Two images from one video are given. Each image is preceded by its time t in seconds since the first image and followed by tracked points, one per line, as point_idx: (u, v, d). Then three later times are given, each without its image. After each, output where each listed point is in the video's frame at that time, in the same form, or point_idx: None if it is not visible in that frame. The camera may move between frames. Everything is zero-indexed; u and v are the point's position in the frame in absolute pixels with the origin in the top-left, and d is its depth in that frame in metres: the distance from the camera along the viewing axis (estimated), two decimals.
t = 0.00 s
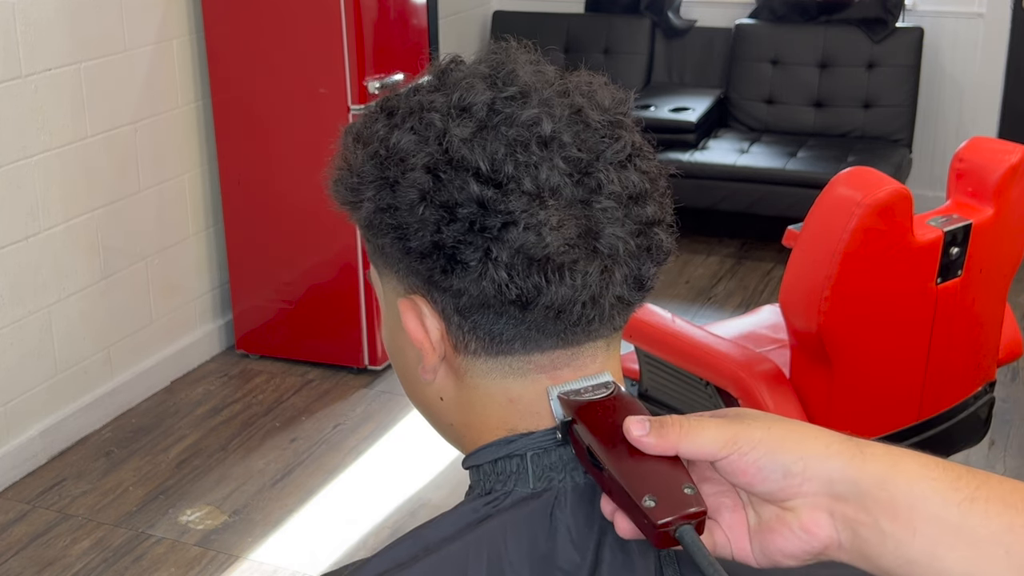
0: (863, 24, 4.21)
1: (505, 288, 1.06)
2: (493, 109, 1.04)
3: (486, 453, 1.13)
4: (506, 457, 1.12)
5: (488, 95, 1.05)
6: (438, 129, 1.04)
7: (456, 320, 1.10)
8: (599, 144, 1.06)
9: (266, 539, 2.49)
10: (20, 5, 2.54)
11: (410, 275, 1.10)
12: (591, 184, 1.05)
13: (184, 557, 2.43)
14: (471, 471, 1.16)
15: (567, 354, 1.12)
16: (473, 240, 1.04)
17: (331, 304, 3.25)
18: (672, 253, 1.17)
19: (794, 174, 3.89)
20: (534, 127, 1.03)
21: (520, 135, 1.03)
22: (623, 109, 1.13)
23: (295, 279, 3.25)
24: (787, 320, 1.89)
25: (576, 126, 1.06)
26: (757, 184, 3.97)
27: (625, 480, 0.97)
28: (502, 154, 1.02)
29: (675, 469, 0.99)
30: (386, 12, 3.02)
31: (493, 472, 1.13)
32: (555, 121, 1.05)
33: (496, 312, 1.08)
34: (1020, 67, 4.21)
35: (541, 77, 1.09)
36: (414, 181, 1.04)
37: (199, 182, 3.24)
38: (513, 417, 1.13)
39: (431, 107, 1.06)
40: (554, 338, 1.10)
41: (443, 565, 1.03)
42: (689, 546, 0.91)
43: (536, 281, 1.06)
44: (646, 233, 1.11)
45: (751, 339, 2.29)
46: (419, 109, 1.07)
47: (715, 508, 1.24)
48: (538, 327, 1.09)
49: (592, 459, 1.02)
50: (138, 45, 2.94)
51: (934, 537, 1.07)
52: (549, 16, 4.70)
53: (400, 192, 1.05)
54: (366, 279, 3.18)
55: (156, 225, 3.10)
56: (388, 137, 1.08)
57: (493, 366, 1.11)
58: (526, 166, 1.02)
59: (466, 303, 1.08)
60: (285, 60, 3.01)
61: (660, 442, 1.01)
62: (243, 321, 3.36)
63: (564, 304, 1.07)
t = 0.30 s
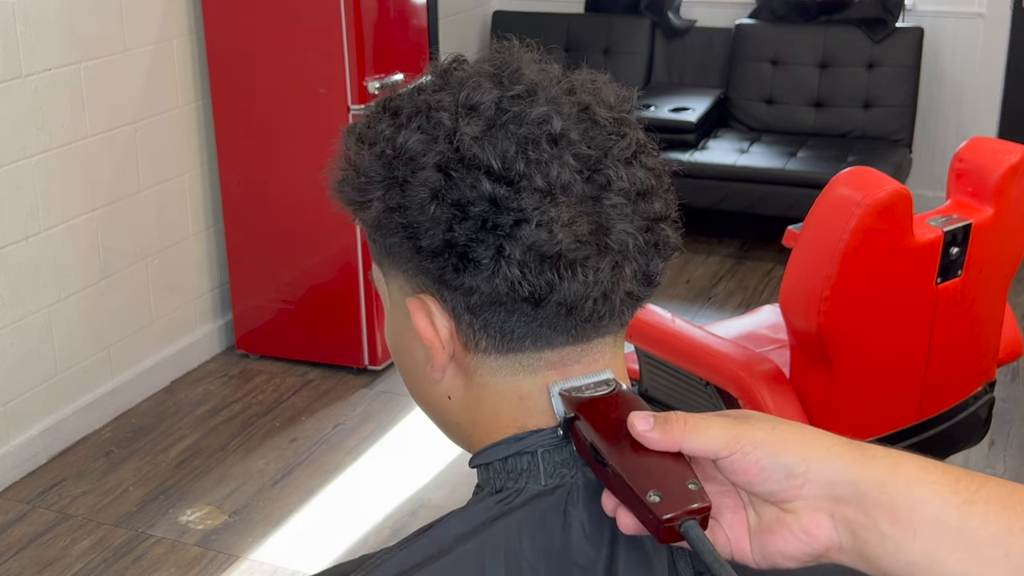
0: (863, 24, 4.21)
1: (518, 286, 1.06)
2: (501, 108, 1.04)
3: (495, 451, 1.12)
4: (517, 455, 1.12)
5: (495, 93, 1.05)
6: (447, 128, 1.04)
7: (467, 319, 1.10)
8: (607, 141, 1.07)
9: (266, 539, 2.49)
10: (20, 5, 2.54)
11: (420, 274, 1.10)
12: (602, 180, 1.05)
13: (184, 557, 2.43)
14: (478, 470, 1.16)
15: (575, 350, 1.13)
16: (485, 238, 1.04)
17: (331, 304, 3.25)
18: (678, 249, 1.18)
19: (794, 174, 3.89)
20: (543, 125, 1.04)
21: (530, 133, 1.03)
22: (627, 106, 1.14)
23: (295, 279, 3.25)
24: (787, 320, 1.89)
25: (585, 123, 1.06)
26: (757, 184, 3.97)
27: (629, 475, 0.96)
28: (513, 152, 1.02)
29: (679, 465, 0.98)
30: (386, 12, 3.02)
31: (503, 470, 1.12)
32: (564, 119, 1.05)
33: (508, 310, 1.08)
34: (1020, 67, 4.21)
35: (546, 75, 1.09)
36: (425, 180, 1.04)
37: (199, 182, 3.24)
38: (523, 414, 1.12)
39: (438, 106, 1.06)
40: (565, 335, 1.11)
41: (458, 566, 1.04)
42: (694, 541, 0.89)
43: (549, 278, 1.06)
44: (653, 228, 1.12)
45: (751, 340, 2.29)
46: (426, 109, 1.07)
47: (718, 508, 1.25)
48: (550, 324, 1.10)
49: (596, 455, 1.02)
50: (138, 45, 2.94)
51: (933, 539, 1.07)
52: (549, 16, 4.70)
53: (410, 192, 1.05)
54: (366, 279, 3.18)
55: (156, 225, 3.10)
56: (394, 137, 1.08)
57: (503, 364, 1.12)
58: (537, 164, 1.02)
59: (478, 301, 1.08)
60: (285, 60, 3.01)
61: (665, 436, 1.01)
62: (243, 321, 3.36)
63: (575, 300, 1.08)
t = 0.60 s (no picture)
0: (863, 24, 4.21)
1: (534, 283, 1.07)
2: (512, 106, 1.05)
3: (507, 449, 1.13)
4: (529, 452, 1.12)
5: (504, 92, 1.06)
6: (459, 127, 1.04)
7: (480, 318, 1.10)
8: (617, 137, 1.08)
9: (266, 539, 2.49)
10: (20, 5, 2.54)
11: (432, 274, 1.10)
12: (614, 176, 1.06)
13: (184, 557, 2.43)
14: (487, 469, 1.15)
15: (586, 346, 1.14)
16: (500, 236, 1.04)
17: (331, 304, 3.25)
18: (685, 244, 1.19)
19: (794, 174, 3.89)
20: (556, 123, 1.04)
21: (542, 131, 1.04)
22: (632, 104, 1.15)
23: (295, 279, 3.25)
24: (787, 320, 1.89)
25: (595, 121, 1.07)
26: (757, 184, 3.97)
27: (636, 469, 0.97)
28: (527, 150, 1.02)
29: (685, 460, 0.99)
30: (386, 12, 3.02)
31: (516, 467, 1.12)
32: (575, 117, 1.06)
33: (523, 307, 1.08)
34: (1020, 66, 4.21)
35: (553, 73, 1.10)
36: (438, 179, 1.04)
37: (199, 182, 3.24)
38: (535, 411, 1.13)
39: (447, 105, 1.06)
40: (577, 331, 1.12)
41: (481, 566, 1.04)
42: (700, 539, 0.91)
43: (564, 274, 1.06)
44: (663, 223, 1.13)
45: (751, 339, 2.29)
46: (435, 108, 1.07)
47: (723, 504, 1.24)
48: (564, 320, 1.10)
49: (602, 447, 1.02)
50: (138, 46, 2.94)
51: (939, 539, 1.07)
52: (550, 16, 4.70)
53: (423, 191, 1.05)
54: (366, 278, 3.19)
55: (156, 225, 3.10)
56: (403, 137, 1.08)
57: (515, 362, 1.12)
58: (550, 161, 1.03)
59: (492, 299, 1.08)
60: (286, 60, 3.01)
61: (673, 432, 1.01)
62: (244, 321, 3.36)
63: (590, 296, 1.08)
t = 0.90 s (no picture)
0: (863, 24, 4.21)
1: (549, 280, 1.08)
2: (521, 105, 1.05)
3: (519, 446, 1.13)
4: (542, 449, 1.12)
5: (513, 90, 1.06)
6: (469, 126, 1.04)
7: (493, 316, 1.11)
8: (625, 134, 1.09)
9: (266, 540, 2.49)
10: (20, 5, 2.54)
11: (443, 272, 1.11)
12: (624, 171, 1.07)
13: (184, 557, 2.43)
14: (498, 465, 1.15)
15: (595, 342, 1.15)
16: (515, 234, 1.05)
17: (331, 304, 3.25)
18: (689, 238, 1.22)
19: (794, 174, 3.89)
20: (566, 120, 1.05)
21: (554, 128, 1.04)
22: (634, 100, 1.16)
23: (295, 279, 3.25)
24: (787, 320, 1.89)
25: (603, 118, 1.08)
26: (757, 184, 3.96)
27: (647, 465, 0.96)
28: (540, 147, 1.03)
29: (695, 455, 0.98)
30: (386, 12, 3.02)
31: (529, 464, 1.12)
32: (584, 114, 1.07)
33: (537, 304, 1.09)
34: (1020, 66, 4.21)
35: (558, 71, 1.11)
36: (451, 178, 1.04)
37: (199, 182, 3.24)
38: (547, 408, 1.14)
39: (456, 104, 1.06)
40: (589, 326, 1.13)
41: (502, 565, 1.03)
42: (714, 537, 0.91)
43: (578, 270, 1.08)
44: (669, 218, 1.15)
45: (751, 339, 2.29)
46: (442, 108, 1.07)
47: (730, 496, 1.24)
48: (576, 316, 1.11)
49: (612, 442, 1.02)
50: (138, 45, 2.94)
51: (944, 533, 1.07)
52: (550, 16, 4.70)
53: (437, 191, 1.05)
54: (366, 278, 3.18)
55: (156, 225, 3.10)
56: (411, 136, 1.08)
57: (526, 359, 1.13)
58: (563, 158, 1.04)
59: (506, 297, 1.09)
60: (286, 60, 3.01)
61: (683, 427, 1.00)
62: (244, 320, 3.36)
63: (604, 292, 1.10)
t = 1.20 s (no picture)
0: (863, 24, 4.21)
1: (564, 277, 1.08)
2: (531, 103, 1.06)
3: (530, 443, 1.14)
4: (554, 445, 1.13)
5: (522, 89, 1.07)
6: (481, 124, 1.05)
7: (505, 314, 1.11)
8: (632, 131, 1.10)
9: (266, 540, 2.49)
10: (20, 5, 2.54)
11: (454, 272, 1.11)
12: (634, 167, 1.08)
13: (184, 557, 2.43)
14: (510, 464, 1.16)
15: (605, 337, 1.16)
16: (530, 231, 1.06)
17: (331, 303, 3.25)
18: (692, 234, 1.23)
19: (793, 174, 3.89)
20: (577, 118, 1.06)
21: (566, 126, 1.05)
22: (636, 98, 1.18)
23: (295, 279, 3.25)
24: (787, 320, 1.89)
25: (611, 115, 1.09)
26: (757, 184, 3.97)
27: (660, 461, 0.99)
28: (553, 145, 1.04)
29: (705, 449, 1.01)
30: (386, 12, 3.02)
31: (541, 461, 1.14)
32: (593, 111, 1.08)
33: (551, 301, 1.10)
34: (1019, 67, 4.21)
35: (563, 69, 1.12)
36: (465, 177, 1.04)
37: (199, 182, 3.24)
38: (558, 404, 1.14)
39: (466, 103, 1.06)
40: (600, 322, 1.14)
41: (521, 556, 1.04)
42: (730, 526, 0.93)
43: (592, 266, 1.09)
44: (676, 213, 1.16)
45: (751, 340, 2.29)
46: (450, 107, 1.07)
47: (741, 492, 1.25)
48: (588, 312, 1.12)
49: (622, 442, 1.04)
50: (137, 46, 2.94)
51: (950, 528, 1.07)
52: (550, 16, 4.70)
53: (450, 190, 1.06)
54: (367, 277, 3.19)
55: (156, 225, 3.10)
56: (420, 135, 1.08)
57: (537, 357, 1.13)
58: (576, 155, 1.05)
59: (519, 295, 1.09)
60: (286, 60, 3.01)
61: (691, 422, 1.03)
62: (245, 320, 3.35)
63: (617, 287, 1.11)
